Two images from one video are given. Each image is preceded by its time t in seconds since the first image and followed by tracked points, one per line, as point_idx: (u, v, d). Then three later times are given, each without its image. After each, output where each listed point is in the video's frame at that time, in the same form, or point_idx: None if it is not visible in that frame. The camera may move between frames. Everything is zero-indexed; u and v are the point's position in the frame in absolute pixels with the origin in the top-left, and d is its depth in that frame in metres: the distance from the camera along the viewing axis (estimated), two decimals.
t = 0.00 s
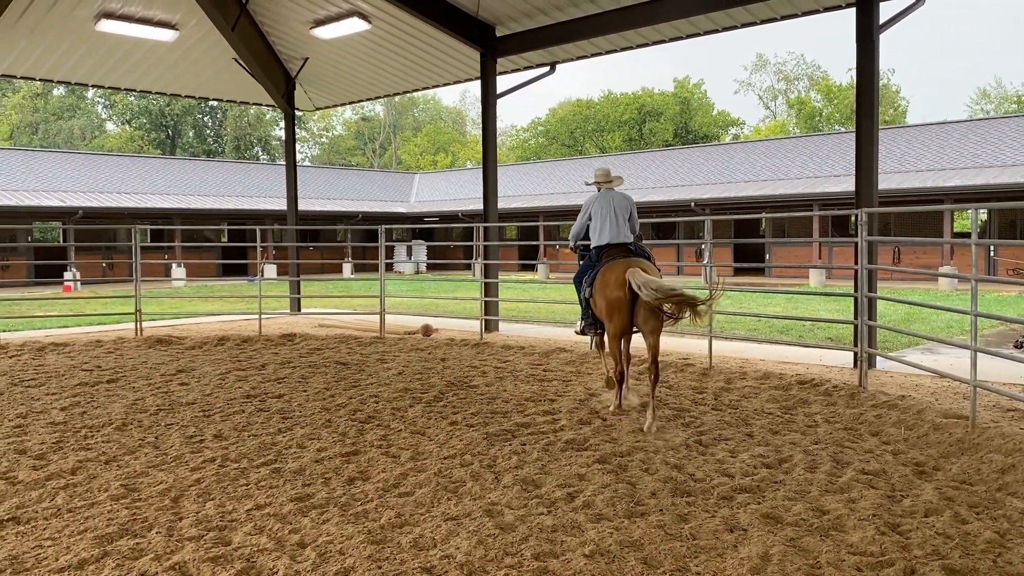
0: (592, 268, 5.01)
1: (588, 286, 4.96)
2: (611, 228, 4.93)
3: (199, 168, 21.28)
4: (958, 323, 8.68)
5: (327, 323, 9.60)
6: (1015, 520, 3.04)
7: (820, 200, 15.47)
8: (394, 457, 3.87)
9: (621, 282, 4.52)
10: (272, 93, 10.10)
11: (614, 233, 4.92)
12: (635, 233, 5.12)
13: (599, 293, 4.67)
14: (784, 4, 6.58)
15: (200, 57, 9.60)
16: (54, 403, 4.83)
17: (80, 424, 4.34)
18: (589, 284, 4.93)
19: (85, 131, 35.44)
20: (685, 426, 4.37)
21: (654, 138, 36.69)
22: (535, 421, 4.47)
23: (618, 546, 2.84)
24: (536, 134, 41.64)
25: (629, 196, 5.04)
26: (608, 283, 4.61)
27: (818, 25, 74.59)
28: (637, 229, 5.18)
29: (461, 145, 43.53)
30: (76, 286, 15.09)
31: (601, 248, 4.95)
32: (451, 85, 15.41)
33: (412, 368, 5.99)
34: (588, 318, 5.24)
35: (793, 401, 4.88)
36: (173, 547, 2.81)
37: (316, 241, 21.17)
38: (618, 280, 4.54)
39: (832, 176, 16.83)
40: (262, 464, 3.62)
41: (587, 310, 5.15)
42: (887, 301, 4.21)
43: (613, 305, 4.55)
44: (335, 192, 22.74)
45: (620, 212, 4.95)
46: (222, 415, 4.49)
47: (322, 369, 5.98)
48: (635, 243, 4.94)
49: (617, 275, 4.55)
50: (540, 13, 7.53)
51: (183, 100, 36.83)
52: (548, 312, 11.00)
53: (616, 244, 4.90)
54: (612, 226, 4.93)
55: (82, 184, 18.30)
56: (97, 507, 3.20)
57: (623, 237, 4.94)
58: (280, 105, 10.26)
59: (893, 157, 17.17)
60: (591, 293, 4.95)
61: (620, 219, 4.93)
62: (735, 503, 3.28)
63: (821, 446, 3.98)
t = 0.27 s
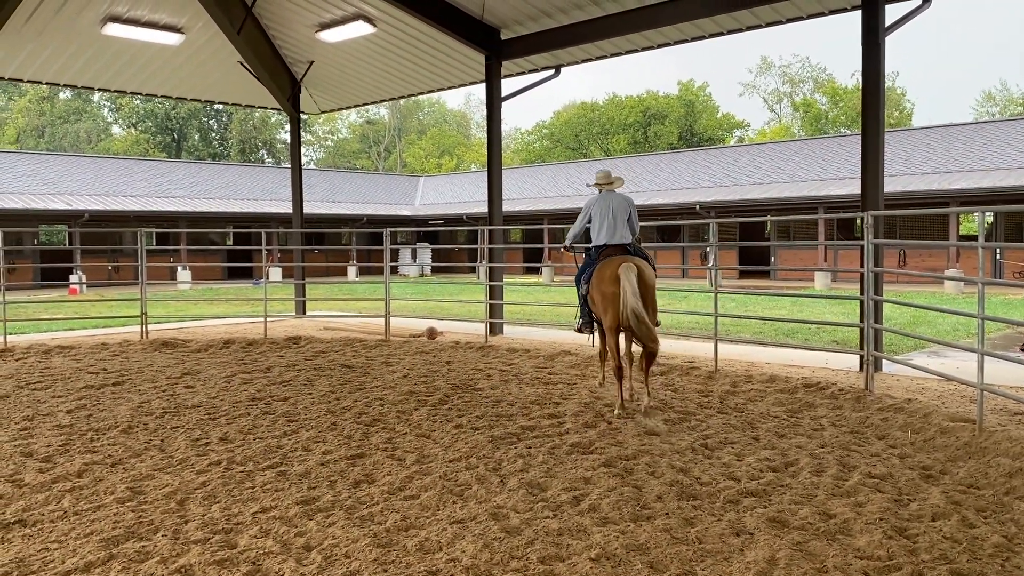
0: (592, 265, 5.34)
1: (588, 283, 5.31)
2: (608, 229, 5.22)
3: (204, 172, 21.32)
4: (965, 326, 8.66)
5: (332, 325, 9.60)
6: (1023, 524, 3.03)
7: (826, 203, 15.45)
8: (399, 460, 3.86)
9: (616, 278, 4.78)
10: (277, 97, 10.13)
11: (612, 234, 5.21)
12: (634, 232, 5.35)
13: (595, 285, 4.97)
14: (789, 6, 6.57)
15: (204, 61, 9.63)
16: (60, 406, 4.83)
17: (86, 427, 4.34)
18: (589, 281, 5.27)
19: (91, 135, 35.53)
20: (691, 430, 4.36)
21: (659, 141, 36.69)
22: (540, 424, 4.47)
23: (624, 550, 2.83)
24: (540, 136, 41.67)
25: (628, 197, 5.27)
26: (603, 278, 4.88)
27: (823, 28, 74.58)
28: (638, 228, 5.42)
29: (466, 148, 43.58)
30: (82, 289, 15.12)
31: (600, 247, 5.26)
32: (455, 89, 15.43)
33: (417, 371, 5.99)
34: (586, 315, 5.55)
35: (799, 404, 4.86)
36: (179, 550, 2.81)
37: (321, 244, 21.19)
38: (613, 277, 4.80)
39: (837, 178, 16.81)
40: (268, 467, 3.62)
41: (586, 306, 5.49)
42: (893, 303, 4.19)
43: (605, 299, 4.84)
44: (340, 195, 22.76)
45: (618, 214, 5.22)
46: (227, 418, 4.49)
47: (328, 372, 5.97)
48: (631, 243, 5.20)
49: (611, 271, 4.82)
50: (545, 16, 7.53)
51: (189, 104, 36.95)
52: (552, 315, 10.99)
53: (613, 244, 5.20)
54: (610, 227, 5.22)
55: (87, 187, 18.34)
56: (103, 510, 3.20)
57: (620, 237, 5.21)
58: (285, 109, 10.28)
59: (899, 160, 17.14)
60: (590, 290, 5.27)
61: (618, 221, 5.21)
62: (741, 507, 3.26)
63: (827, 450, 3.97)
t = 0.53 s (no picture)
0: (591, 270, 5.44)
1: (587, 285, 5.40)
2: (608, 234, 5.30)
3: (210, 175, 21.39)
4: (972, 330, 8.65)
5: (338, 329, 9.61)
6: None
7: (832, 206, 15.43)
8: (406, 463, 3.86)
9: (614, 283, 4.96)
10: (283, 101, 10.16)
11: (612, 240, 5.29)
12: (633, 238, 5.44)
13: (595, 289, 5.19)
14: (796, 10, 6.57)
15: (210, 65, 9.66)
16: (68, 409, 4.84)
17: (93, 430, 4.35)
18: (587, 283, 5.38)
19: (99, 138, 35.68)
20: (697, 434, 4.35)
21: (665, 144, 36.72)
22: (546, 428, 4.46)
23: (631, 555, 2.82)
24: (546, 140, 41.74)
25: (628, 203, 5.34)
26: (605, 282, 5.06)
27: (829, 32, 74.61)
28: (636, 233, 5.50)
29: (472, 151, 43.66)
30: (89, 292, 15.17)
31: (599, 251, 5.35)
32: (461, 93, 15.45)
33: (423, 375, 5.99)
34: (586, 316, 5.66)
35: (805, 409, 4.85)
36: (187, 553, 2.81)
37: (327, 247, 21.23)
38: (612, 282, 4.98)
39: (844, 182, 16.79)
40: (275, 471, 3.62)
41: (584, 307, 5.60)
42: (900, 307, 4.16)
43: (602, 303, 5.06)
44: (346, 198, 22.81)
45: (619, 220, 5.28)
46: (233, 421, 4.49)
47: (334, 375, 5.97)
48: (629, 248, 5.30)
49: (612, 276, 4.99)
50: (551, 20, 7.54)
51: (196, 107, 37.12)
52: (557, 319, 10.99)
53: (613, 249, 5.29)
54: (609, 232, 5.30)
55: (95, 190, 18.40)
56: (111, 513, 3.20)
57: (619, 243, 5.29)
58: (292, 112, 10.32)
59: (905, 163, 17.12)
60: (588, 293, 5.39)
61: (618, 227, 5.29)
62: (748, 511, 3.25)
63: (834, 454, 3.95)
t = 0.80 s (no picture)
0: (594, 278, 5.45)
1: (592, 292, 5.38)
2: (613, 242, 5.33)
3: (216, 180, 21.46)
4: (981, 336, 8.60)
5: (344, 333, 9.62)
6: None
7: (839, 211, 15.40)
8: (412, 468, 3.86)
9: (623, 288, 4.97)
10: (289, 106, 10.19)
11: (617, 247, 5.32)
12: (634, 246, 5.49)
13: (602, 296, 5.19)
14: (804, 15, 6.56)
15: (217, 70, 9.69)
16: (76, 412, 4.85)
17: (101, 434, 4.36)
18: (591, 291, 5.37)
19: (107, 143, 35.88)
20: (704, 439, 4.33)
21: (672, 149, 36.73)
22: (553, 433, 4.44)
23: (639, 560, 2.81)
24: (553, 144, 41.83)
25: (630, 211, 5.40)
26: (614, 288, 5.05)
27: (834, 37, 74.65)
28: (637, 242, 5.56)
29: (478, 156, 43.76)
30: (97, 296, 15.22)
31: (602, 258, 5.35)
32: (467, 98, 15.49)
33: (430, 379, 5.98)
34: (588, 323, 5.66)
35: (814, 414, 4.83)
36: (194, 557, 2.80)
37: (334, 252, 21.27)
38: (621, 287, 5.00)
39: (851, 186, 16.76)
40: (282, 475, 3.61)
41: (586, 313, 5.60)
42: (909, 312, 4.13)
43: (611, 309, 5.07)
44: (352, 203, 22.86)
45: (623, 228, 5.35)
46: (240, 425, 4.49)
47: (340, 379, 5.96)
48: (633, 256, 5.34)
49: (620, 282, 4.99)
50: (557, 24, 7.56)
51: (204, 112, 37.31)
52: (564, 323, 10.96)
53: (618, 257, 5.32)
54: (614, 240, 5.33)
55: (102, 195, 18.48)
56: (119, 516, 3.20)
57: (623, 251, 5.33)
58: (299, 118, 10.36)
59: (913, 168, 17.08)
60: (592, 300, 5.38)
61: (622, 235, 5.34)
62: (757, 517, 3.23)
63: (843, 460, 3.93)
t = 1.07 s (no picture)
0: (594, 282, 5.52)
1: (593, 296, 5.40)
2: (614, 247, 5.41)
3: (224, 184, 21.53)
4: (991, 341, 8.57)
5: (351, 337, 9.62)
6: None
7: (847, 215, 15.36)
8: (420, 473, 3.86)
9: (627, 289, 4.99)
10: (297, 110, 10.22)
11: (617, 253, 5.41)
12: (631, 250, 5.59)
13: (605, 299, 5.21)
14: (812, 19, 6.55)
15: (224, 74, 9.73)
16: (84, 416, 4.86)
17: (109, 438, 4.37)
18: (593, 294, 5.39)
19: (116, 148, 36.09)
20: (712, 445, 4.32)
21: (680, 154, 36.73)
22: (561, 438, 4.44)
23: (646, 566, 2.80)
24: (560, 149, 41.92)
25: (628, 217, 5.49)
26: (618, 290, 5.07)
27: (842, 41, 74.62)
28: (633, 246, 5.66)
29: (486, 160, 43.83)
30: (106, 300, 15.27)
31: (604, 263, 5.42)
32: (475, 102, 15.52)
33: (437, 384, 5.98)
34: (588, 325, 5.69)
35: (822, 420, 4.81)
36: (202, 561, 2.80)
37: (342, 256, 21.34)
38: (625, 289, 5.03)
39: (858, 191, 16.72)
40: (290, 480, 3.62)
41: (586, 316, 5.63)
42: (918, 318, 4.11)
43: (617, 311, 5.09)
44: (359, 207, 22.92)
45: (624, 234, 5.44)
46: (247, 429, 4.49)
47: (348, 384, 5.97)
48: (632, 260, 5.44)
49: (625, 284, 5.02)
50: (565, 29, 7.56)
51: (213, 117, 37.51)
52: (571, 328, 10.96)
53: (618, 262, 5.41)
54: (616, 246, 5.40)
55: (111, 199, 18.56)
56: (127, 520, 3.21)
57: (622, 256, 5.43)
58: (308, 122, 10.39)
59: (921, 173, 17.04)
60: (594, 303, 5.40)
61: (621, 240, 5.42)
62: (765, 523, 3.22)
63: (851, 465, 3.92)
